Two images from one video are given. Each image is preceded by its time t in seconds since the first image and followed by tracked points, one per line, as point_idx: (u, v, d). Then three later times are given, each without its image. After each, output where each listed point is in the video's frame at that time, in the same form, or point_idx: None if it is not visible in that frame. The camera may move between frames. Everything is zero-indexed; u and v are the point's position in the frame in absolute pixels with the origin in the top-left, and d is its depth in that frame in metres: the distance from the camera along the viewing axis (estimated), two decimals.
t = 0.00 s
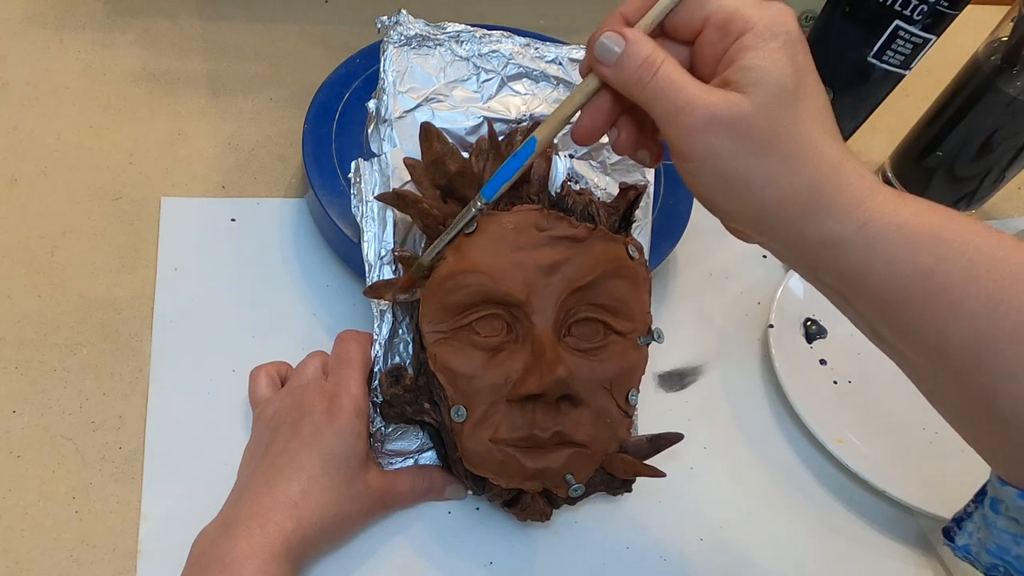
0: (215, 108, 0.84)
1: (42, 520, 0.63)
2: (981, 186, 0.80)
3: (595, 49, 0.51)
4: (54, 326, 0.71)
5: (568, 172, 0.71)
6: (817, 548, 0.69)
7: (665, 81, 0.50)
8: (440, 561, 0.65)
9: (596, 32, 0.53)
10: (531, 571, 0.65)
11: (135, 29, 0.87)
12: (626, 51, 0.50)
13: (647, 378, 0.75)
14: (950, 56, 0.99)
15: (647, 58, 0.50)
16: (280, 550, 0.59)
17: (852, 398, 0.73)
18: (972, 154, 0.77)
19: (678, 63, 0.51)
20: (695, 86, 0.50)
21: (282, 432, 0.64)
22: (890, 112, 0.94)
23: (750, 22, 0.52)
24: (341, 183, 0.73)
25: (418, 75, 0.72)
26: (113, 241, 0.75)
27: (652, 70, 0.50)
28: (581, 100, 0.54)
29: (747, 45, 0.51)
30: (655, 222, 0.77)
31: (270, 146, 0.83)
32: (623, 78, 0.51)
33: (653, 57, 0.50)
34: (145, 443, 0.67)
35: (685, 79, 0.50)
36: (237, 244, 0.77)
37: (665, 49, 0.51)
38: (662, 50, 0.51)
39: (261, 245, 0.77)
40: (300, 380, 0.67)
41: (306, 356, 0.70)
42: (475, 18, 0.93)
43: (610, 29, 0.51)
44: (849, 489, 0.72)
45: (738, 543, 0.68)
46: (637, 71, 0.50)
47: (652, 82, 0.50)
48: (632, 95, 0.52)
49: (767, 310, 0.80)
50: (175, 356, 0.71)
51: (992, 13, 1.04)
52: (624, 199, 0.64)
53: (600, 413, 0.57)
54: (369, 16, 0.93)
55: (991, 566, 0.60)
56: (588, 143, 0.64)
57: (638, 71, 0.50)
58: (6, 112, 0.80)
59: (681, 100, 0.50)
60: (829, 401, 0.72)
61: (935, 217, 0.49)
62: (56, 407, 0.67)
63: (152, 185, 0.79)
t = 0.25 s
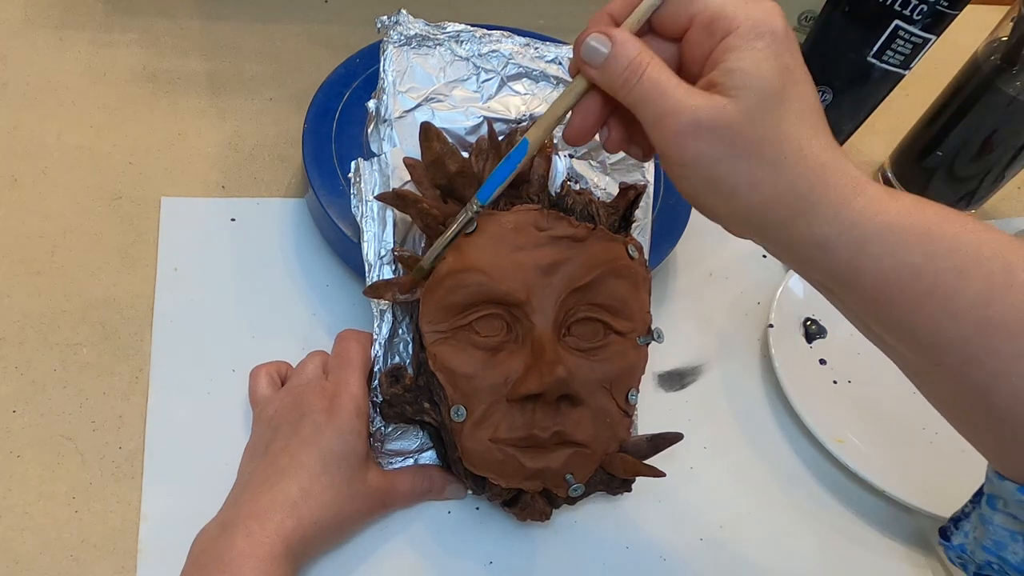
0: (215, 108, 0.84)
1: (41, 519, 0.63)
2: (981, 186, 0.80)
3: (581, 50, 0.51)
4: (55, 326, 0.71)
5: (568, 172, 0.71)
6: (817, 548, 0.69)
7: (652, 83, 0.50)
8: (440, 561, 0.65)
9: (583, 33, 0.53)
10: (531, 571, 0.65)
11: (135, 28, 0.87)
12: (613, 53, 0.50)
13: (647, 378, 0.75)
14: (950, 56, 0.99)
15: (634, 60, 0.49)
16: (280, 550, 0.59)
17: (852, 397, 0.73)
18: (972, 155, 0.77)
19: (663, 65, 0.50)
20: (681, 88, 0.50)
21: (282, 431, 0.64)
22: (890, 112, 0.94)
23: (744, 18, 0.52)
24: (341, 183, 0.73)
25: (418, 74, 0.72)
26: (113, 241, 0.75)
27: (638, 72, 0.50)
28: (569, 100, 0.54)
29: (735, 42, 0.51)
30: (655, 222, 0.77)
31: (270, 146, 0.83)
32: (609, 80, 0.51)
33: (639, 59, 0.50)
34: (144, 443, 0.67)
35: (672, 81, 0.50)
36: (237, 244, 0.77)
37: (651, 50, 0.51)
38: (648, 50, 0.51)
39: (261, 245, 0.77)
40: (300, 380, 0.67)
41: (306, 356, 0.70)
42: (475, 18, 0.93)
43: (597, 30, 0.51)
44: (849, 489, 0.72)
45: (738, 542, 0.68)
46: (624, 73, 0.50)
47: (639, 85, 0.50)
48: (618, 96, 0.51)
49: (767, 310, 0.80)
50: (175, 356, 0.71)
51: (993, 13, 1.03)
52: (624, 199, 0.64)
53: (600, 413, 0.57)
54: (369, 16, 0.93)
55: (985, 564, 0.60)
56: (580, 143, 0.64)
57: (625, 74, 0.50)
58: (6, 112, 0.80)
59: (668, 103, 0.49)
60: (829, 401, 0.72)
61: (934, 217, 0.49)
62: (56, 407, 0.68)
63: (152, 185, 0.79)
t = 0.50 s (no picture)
0: (215, 108, 0.84)
1: (42, 519, 0.63)
2: (981, 186, 0.80)
3: (588, 41, 0.51)
4: (55, 326, 0.71)
5: (568, 172, 0.71)
6: (817, 548, 0.69)
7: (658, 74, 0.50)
8: (440, 561, 0.65)
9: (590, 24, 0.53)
10: (531, 571, 0.65)
11: (135, 28, 0.87)
12: (619, 44, 0.50)
13: (647, 378, 0.75)
14: (950, 56, 0.99)
15: (639, 52, 0.50)
16: (280, 550, 0.59)
17: (852, 397, 0.73)
18: (972, 155, 0.77)
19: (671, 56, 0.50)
20: (687, 80, 0.50)
21: (282, 431, 0.64)
22: (891, 112, 0.94)
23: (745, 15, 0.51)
24: (341, 183, 0.73)
25: (418, 75, 0.72)
26: (113, 241, 0.75)
27: (644, 64, 0.50)
28: (575, 93, 0.54)
29: (738, 40, 0.51)
30: (655, 222, 0.77)
31: (270, 146, 0.83)
32: (615, 71, 0.51)
33: (645, 50, 0.50)
34: (145, 443, 0.67)
35: (678, 73, 0.50)
36: (237, 244, 0.77)
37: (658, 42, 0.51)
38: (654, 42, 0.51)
39: (261, 245, 0.77)
40: (300, 380, 0.67)
41: (306, 356, 0.70)
42: (475, 18, 0.93)
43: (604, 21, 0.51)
44: (849, 489, 0.72)
45: (738, 542, 0.68)
46: (630, 64, 0.50)
47: (644, 77, 0.50)
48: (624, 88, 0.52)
49: (767, 310, 0.80)
50: (175, 356, 0.71)
51: (993, 13, 1.03)
52: (624, 199, 0.64)
53: (600, 413, 0.57)
54: (369, 15, 0.93)
55: (981, 552, 0.61)
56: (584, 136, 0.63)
57: (630, 65, 0.50)
58: (6, 112, 0.80)
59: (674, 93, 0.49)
60: (829, 401, 0.72)
61: (934, 216, 0.49)
62: (56, 407, 0.67)
63: (152, 185, 0.79)
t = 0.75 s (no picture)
0: (215, 108, 0.84)
1: (42, 519, 0.63)
2: (981, 186, 0.80)
3: (592, 32, 0.51)
4: (55, 326, 0.71)
5: (568, 172, 0.71)
6: (817, 549, 0.69)
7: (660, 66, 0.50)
8: (440, 561, 0.65)
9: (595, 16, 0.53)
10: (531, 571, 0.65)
11: (135, 28, 0.87)
12: (623, 34, 0.50)
13: (647, 378, 0.75)
14: (950, 56, 0.99)
15: (643, 43, 0.50)
16: (280, 550, 0.59)
17: (852, 397, 0.73)
18: (972, 155, 0.77)
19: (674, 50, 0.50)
20: (690, 74, 0.50)
21: (282, 431, 0.64)
22: (891, 112, 0.94)
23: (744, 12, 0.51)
24: (341, 183, 0.73)
25: (418, 75, 0.72)
26: (113, 241, 0.75)
27: (647, 56, 0.50)
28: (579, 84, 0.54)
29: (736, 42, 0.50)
30: (655, 222, 0.77)
31: (270, 146, 0.83)
32: (618, 62, 0.51)
33: (648, 42, 0.50)
34: (145, 443, 0.67)
35: (679, 67, 0.50)
36: (237, 244, 0.77)
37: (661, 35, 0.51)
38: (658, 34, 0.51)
39: (262, 245, 0.77)
40: (300, 380, 0.67)
41: (306, 356, 0.70)
42: (475, 18, 0.93)
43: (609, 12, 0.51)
44: (849, 489, 0.72)
45: (738, 543, 0.68)
46: (632, 55, 0.50)
47: (646, 69, 0.50)
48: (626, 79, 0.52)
49: (767, 310, 0.80)
50: (175, 355, 0.71)
51: (993, 13, 1.03)
52: (624, 199, 0.64)
53: (600, 413, 0.57)
54: (369, 15, 0.93)
55: (975, 561, 0.61)
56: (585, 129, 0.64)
57: (632, 57, 0.50)
58: (6, 112, 0.80)
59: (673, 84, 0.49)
60: (829, 402, 0.72)
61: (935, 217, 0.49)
62: (56, 407, 0.68)
63: (152, 185, 0.79)
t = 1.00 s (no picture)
0: (215, 108, 0.84)
1: (42, 519, 0.63)
2: (980, 186, 0.80)
3: (604, 29, 0.52)
4: (55, 326, 0.71)
5: (568, 172, 0.71)
6: (817, 549, 0.69)
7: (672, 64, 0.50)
8: (440, 562, 0.65)
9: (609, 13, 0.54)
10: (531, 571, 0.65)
11: (135, 28, 0.87)
12: (635, 34, 0.51)
13: (647, 378, 0.75)
14: (950, 56, 0.99)
15: (655, 43, 0.50)
16: (280, 551, 0.59)
17: (852, 397, 0.73)
18: (972, 155, 0.77)
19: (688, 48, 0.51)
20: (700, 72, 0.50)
21: (282, 431, 0.64)
22: (891, 112, 0.94)
23: (758, 14, 0.52)
24: (341, 183, 0.73)
25: (418, 75, 0.72)
26: (113, 241, 0.75)
27: (659, 55, 0.51)
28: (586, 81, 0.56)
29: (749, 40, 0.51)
30: (655, 222, 0.77)
31: (270, 146, 0.83)
32: (630, 60, 0.52)
33: (660, 42, 0.51)
34: (145, 443, 0.67)
35: (692, 66, 0.50)
36: (237, 244, 0.77)
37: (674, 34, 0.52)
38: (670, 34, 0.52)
39: (262, 245, 0.77)
40: (300, 380, 0.67)
41: (306, 356, 0.70)
42: (475, 18, 0.93)
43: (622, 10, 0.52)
44: (850, 489, 0.72)
45: (738, 543, 0.68)
46: (644, 55, 0.51)
47: (658, 68, 0.51)
48: (638, 77, 0.52)
49: (767, 310, 0.80)
50: (176, 355, 0.71)
51: (993, 13, 1.03)
52: (624, 199, 0.64)
53: (600, 413, 0.57)
54: (369, 15, 0.93)
55: (970, 557, 0.61)
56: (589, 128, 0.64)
57: (644, 56, 0.51)
58: (6, 112, 0.80)
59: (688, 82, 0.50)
60: (829, 402, 0.72)
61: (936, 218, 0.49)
62: (56, 407, 0.67)
63: (152, 185, 0.79)
